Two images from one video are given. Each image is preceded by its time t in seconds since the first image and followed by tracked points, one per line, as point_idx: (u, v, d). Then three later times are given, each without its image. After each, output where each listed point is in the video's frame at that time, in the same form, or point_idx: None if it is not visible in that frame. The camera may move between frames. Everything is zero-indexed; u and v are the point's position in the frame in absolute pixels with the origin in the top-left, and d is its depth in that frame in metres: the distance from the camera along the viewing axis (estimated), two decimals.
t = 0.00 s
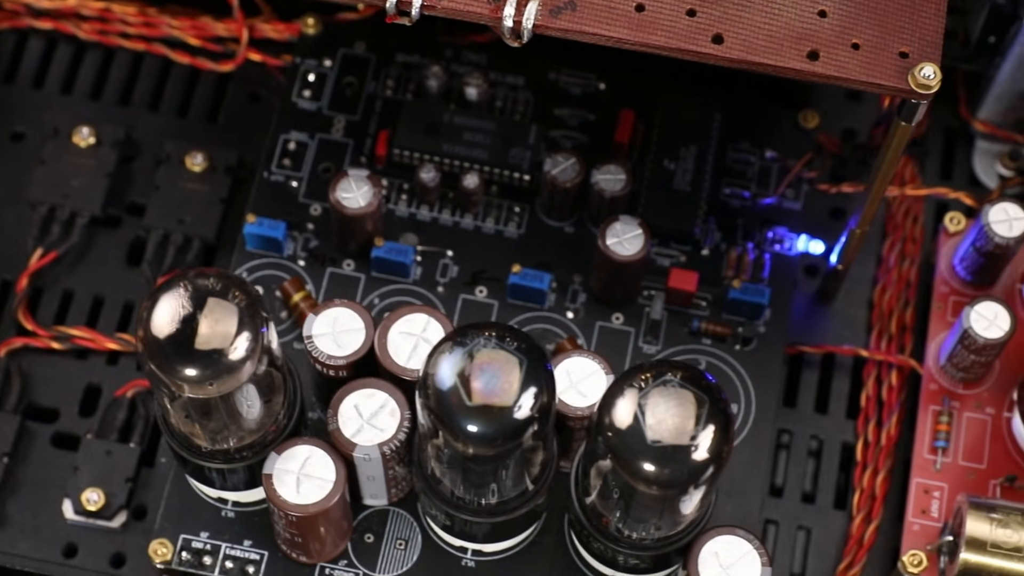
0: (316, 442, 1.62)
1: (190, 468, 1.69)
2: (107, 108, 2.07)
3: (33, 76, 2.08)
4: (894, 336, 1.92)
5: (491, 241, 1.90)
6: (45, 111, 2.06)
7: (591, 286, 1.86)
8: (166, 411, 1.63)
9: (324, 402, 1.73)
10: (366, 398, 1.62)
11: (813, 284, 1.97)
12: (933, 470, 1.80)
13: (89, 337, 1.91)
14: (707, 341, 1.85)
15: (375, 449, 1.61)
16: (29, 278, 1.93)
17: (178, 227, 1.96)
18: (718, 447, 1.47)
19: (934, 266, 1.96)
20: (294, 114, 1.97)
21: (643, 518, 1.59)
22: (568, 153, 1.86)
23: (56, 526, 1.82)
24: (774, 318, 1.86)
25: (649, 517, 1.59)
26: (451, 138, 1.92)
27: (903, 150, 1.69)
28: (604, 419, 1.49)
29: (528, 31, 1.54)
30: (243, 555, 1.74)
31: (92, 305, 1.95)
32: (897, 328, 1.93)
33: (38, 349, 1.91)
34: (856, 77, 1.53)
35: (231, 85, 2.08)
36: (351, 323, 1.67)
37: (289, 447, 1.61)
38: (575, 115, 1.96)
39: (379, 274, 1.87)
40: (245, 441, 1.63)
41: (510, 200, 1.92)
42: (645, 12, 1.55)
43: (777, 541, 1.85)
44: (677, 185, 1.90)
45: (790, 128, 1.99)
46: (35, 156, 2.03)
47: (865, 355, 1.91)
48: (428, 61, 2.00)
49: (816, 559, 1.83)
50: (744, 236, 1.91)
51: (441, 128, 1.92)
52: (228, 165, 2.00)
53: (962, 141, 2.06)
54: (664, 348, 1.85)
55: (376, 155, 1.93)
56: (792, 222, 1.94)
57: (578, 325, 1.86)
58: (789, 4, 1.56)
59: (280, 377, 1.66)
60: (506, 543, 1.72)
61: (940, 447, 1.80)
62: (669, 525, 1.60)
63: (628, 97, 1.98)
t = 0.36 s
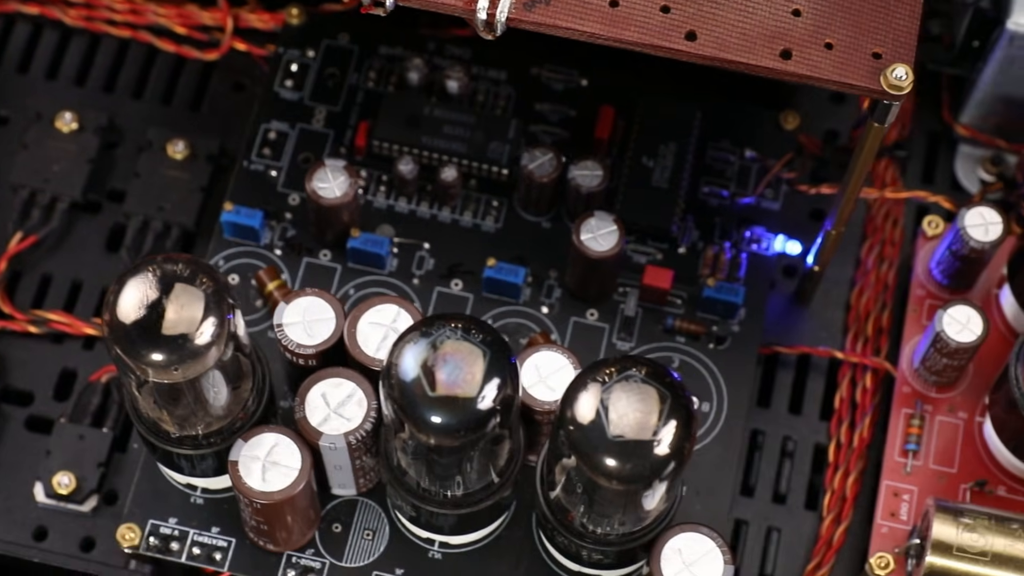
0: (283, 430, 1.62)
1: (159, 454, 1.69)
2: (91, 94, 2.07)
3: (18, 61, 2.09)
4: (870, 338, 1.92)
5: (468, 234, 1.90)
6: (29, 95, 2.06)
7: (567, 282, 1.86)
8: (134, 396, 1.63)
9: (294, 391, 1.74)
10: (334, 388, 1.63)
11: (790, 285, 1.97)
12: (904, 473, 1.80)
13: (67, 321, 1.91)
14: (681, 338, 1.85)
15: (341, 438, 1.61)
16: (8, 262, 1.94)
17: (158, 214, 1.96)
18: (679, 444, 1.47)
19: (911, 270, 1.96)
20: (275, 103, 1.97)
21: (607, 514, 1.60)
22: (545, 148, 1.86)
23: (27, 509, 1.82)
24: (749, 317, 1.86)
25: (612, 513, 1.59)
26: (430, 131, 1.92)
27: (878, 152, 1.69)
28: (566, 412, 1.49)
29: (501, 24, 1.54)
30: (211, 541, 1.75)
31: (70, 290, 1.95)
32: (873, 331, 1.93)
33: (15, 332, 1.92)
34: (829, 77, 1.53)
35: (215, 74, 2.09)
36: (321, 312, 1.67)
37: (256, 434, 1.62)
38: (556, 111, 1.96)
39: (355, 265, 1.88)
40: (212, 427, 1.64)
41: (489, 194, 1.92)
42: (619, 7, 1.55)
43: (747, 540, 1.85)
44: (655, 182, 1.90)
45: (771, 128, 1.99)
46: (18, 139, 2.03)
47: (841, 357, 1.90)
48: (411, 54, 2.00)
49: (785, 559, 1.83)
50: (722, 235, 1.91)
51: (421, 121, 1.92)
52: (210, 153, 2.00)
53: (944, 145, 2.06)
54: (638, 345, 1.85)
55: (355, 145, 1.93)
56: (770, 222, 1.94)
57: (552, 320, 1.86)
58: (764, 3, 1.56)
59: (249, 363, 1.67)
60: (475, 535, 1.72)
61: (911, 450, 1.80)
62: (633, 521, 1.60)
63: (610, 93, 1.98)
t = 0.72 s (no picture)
0: (250, 417, 1.63)
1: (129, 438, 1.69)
2: (76, 79, 2.08)
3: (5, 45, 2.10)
4: (846, 340, 1.92)
5: (446, 227, 1.90)
6: (14, 79, 2.07)
7: (542, 277, 1.86)
8: (104, 380, 1.63)
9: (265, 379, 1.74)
10: (302, 376, 1.63)
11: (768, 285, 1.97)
12: (874, 475, 1.80)
13: (45, 306, 1.91)
14: (655, 336, 1.85)
15: (308, 426, 1.61)
16: None
17: (138, 200, 1.97)
18: (640, 439, 1.48)
19: (889, 272, 1.96)
20: (257, 93, 1.98)
21: (572, 507, 1.60)
22: (524, 142, 1.86)
23: None
24: (723, 316, 1.86)
25: (576, 507, 1.59)
26: (410, 122, 1.92)
27: (852, 152, 1.68)
28: (529, 405, 1.49)
29: (475, 16, 1.55)
30: (179, 527, 1.75)
31: (49, 273, 1.96)
32: (849, 332, 1.93)
33: None
34: (801, 75, 1.53)
35: (200, 62, 2.09)
36: (291, 301, 1.67)
37: (224, 421, 1.62)
38: (537, 106, 1.97)
39: (332, 256, 1.88)
40: (180, 412, 1.64)
41: (467, 188, 1.92)
42: (593, 2, 1.55)
43: (717, 539, 1.84)
44: (633, 179, 1.90)
45: (753, 127, 1.99)
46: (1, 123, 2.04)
47: (815, 358, 1.90)
48: (394, 46, 2.00)
49: (755, 558, 1.82)
50: (700, 233, 1.91)
51: (401, 113, 1.93)
52: (192, 141, 2.01)
53: (927, 148, 2.05)
54: (612, 341, 1.85)
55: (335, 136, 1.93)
56: (747, 221, 1.94)
57: (527, 315, 1.86)
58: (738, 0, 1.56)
59: (218, 349, 1.67)
60: (445, 526, 1.73)
61: (882, 452, 1.80)
62: (597, 514, 1.61)
63: (591, 89, 1.98)
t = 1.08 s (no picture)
0: (217, 403, 1.63)
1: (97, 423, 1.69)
2: (61, 64, 2.09)
3: None
4: (820, 341, 1.91)
5: (422, 219, 1.91)
6: None
7: (517, 271, 1.87)
8: (72, 364, 1.64)
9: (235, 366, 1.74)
10: (269, 363, 1.64)
11: (745, 284, 1.97)
12: (843, 476, 1.80)
13: (22, 289, 1.92)
14: (628, 332, 1.86)
15: (273, 413, 1.62)
16: None
17: (118, 185, 1.97)
18: (600, 433, 1.48)
19: (866, 274, 1.95)
20: (239, 81, 1.98)
21: (535, 501, 1.60)
22: (501, 136, 1.86)
23: None
24: (697, 314, 1.86)
25: (539, 500, 1.59)
26: (390, 114, 1.92)
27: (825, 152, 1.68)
28: (490, 396, 1.49)
29: (447, 9, 1.56)
30: (147, 511, 1.76)
31: (28, 256, 1.96)
32: (824, 333, 1.92)
33: None
34: (772, 74, 1.53)
35: (184, 49, 2.10)
36: (262, 288, 1.68)
37: (190, 406, 1.63)
38: (517, 100, 1.97)
39: (308, 245, 1.88)
40: (148, 396, 1.64)
41: (445, 180, 1.93)
42: None
43: (686, 537, 1.84)
44: (611, 175, 1.90)
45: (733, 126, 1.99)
46: None
47: (789, 359, 1.90)
48: (377, 37, 2.01)
49: (723, 557, 1.82)
50: (676, 231, 1.91)
51: (381, 104, 1.93)
52: (173, 128, 2.01)
53: (908, 151, 2.05)
54: (585, 336, 1.85)
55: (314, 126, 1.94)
56: (725, 220, 1.94)
57: (501, 308, 1.86)
58: None
59: (186, 334, 1.67)
60: (412, 515, 1.73)
61: (851, 453, 1.80)
62: (560, 508, 1.61)
63: (572, 85, 1.98)
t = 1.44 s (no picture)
0: (186, 388, 1.64)
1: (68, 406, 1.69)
2: (47, 49, 2.09)
3: None
4: (796, 341, 1.92)
5: (401, 210, 1.91)
6: None
7: (493, 264, 1.87)
8: (42, 347, 1.64)
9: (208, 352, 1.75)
10: (240, 349, 1.64)
11: (722, 282, 1.97)
12: (813, 476, 1.80)
13: None
14: (603, 327, 1.86)
15: (241, 399, 1.62)
16: None
17: (99, 170, 1.98)
18: (562, 426, 1.48)
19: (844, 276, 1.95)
20: (222, 69, 1.99)
21: (500, 493, 1.60)
22: (479, 129, 1.86)
23: None
24: (672, 311, 1.87)
25: (504, 492, 1.59)
26: (370, 105, 1.93)
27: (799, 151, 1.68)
28: (454, 387, 1.49)
29: None
30: (117, 495, 1.76)
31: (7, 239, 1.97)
32: (800, 333, 1.92)
33: None
34: (744, 71, 1.53)
35: (170, 37, 2.10)
36: (234, 275, 1.68)
37: (159, 391, 1.63)
38: (499, 94, 1.97)
39: (286, 234, 1.89)
40: (117, 379, 1.65)
41: (424, 171, 1.93)
42: None
43: (656, 533, 1.84)
44: (589, 170, 1.90)
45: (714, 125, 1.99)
46: None
47: (763, 358, 1.90)
48: (360, 28, 2.01)
49: (692, 554, 1.82)
50: (654, 228, 1.91)
51: (362, 95, 1.93)
52: (156, 114, 2.02)
53: (890, 153, 2.05)
54: (559, 331, 1.85)
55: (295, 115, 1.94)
56: (703, 217, 1.94)
57: (476, 301, 1.87)
58: None
59: (156, 319, 1.68)
60: (381, 505, 1.73)
61: (822, 453, 1.80)
62: (525, 500, 1.61)
63: (554, 80, 1.98)
